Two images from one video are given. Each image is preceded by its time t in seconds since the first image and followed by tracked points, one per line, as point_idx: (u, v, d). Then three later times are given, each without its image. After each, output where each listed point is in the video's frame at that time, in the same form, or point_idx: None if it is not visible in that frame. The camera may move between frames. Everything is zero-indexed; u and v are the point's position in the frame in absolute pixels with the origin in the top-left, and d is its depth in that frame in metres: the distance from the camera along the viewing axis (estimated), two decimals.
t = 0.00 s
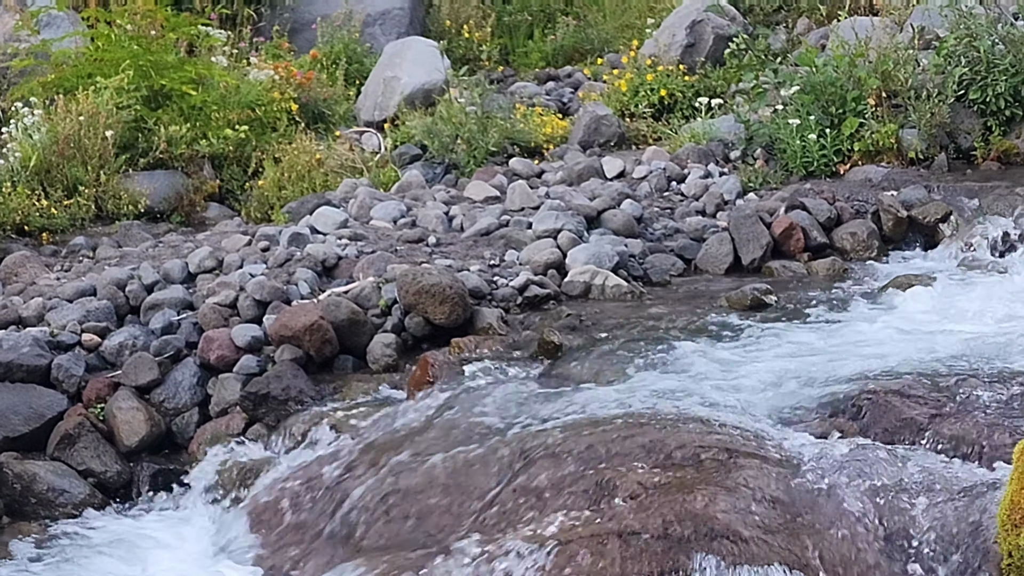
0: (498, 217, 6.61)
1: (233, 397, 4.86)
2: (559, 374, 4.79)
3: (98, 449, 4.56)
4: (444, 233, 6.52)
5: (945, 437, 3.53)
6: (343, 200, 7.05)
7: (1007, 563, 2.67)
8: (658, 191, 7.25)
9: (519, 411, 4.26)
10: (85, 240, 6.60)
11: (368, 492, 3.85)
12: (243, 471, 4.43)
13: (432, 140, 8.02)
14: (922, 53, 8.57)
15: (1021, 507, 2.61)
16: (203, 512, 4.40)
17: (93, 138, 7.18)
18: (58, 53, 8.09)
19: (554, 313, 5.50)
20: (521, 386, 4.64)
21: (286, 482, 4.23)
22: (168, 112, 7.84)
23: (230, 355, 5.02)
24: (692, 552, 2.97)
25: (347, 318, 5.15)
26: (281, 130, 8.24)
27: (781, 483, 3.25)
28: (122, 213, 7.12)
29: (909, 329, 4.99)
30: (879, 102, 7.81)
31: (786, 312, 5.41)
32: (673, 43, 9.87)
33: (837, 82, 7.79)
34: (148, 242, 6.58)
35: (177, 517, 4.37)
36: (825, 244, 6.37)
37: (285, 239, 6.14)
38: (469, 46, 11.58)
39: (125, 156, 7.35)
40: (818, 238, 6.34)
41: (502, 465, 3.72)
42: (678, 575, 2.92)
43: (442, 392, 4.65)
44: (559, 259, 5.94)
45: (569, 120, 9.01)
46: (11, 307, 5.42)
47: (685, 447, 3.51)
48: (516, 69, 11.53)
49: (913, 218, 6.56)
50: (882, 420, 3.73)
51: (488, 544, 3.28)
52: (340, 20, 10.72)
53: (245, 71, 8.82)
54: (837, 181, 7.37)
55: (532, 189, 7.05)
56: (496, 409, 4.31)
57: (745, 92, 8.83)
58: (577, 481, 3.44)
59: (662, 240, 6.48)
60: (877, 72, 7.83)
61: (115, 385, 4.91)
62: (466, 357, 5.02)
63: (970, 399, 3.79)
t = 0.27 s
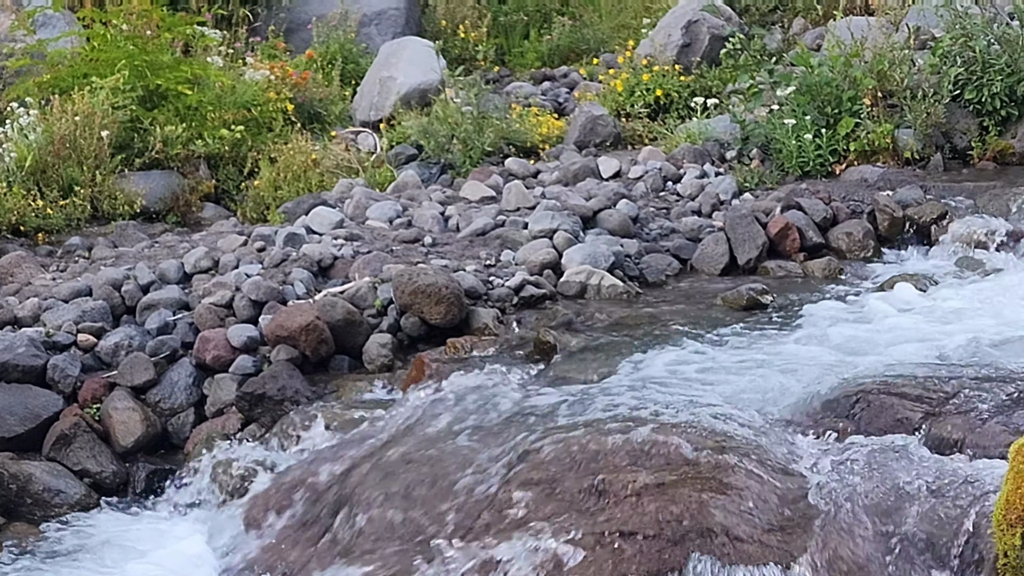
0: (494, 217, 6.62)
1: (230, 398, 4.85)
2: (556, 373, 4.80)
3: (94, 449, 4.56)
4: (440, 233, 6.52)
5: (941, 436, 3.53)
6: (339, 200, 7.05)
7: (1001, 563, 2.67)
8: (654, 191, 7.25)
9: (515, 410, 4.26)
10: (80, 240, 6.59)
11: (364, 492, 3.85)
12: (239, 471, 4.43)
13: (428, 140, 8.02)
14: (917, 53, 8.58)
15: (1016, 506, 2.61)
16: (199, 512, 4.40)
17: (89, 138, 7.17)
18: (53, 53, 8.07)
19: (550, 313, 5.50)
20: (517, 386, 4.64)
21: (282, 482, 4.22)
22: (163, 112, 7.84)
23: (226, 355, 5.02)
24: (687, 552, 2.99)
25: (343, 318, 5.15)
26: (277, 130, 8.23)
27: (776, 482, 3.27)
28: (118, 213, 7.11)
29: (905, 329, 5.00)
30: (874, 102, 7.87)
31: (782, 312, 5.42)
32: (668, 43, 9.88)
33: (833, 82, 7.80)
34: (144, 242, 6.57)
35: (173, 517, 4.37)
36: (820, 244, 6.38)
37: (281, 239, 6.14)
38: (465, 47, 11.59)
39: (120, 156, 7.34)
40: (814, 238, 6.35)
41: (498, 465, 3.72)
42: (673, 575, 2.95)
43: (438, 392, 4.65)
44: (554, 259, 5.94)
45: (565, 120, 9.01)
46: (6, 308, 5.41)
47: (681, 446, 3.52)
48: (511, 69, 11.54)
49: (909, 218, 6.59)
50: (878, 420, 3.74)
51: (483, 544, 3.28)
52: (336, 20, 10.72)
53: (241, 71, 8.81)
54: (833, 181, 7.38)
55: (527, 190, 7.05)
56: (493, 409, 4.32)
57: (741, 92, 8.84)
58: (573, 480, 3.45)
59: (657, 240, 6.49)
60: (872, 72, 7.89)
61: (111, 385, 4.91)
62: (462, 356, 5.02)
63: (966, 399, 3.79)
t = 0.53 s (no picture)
0: (489, 217, 6.62)
1: (224, 398, 4.85)
2: (550, 374, 4.80)
3: (89, 449, 4.56)
4: (435, 233, 6.52)
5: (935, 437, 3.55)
6: (334, 201, 7.05)
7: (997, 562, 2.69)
8: (649, 191, 7.26)
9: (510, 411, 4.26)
10: (75, 240, 6.59)
11: (359, 492, 3.85)
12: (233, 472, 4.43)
13: (423, 140, 8.02)
14: (911, 53, 8.60)
15: (1010, 507, 2.62)
16: (194, 512, 4.39)
17: (83, 139, 7.16)
18: (48, 54, 8.07)
19: (545, 313, 5.50)
20: (512, 386, 4.65)
21: (276, 482, 4.22)
22: (158, 112, 7.83)
23: (221, 356, 5.02)
24: (682, 552, 3.01)
25: (338, 318, 5.15)
26: (272, 131, 8.23)
27: (770, 482, 3.28)
28: (113, 213, 7.11)
29: (899, 329, 5.01)
30: (868, 102, 7.86)
31: (777, 312, 5.43)
32: (663, 44, 9.89)
33: (827, 82, 7.84)
34: (138, 242, 6.57)
35: (167, 517, 4.37)
36: (815, 245, 6.39)
37: (276, 239, 6.13)
38: (460, 47, 11.59)
39: (115, 157, 7.34)
40: (808, 239, 6.36)
41: (491, 465, 3.72)
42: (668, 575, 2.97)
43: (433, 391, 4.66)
44: (549, 260, 5.95)
45: (560, 121, 9.02)
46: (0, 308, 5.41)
47: (676, 447, 3.53)
48: (506, 70, 11.57)
49: (904, 218, 6.58)
50: (873, 420, 3.75)
51: (477, 545, 3.28)
52: (330, 20, 10.72)
53: (235, 72, 8.80)
54: (827, 181, 7.40)
55: (522, 190, 7.06)
56: (488, 409, 4.32)
57: (735, 92, 8.86)
58: (568, 480, 3.46)
59: (652, 240, 6.50)
60: (866, 73, 7.85)
61: (105, 386, 4.90)
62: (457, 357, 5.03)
63: (961, 398, 3.80)
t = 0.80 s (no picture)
0: (481, 219, 6.63)
1: (216, 400, 4.85)
2: (543, 376, 4.81)
3: (81, 451, 4.55)
4: (427, 235, 6.53)
5: (926, 438, 3.56)
6: (326, 202, 7.05)
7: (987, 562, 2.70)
8: (641, 193, 7.28)
9: (503, 412, 4.27)
10: (67, 242, 6.57)
11: (351, 494, 3.86)
12: (225, 474, 4.43)
13: (415, 142, 8.02)
14: (903, 55, 8.63)
15: (1001, 509, 2.64)
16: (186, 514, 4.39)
17: (76, 140, 7.13)
18: (40, 54, 8.03)
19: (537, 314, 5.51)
20: (504, 388, 4.66)
21: (268, 484, 4.22)
22: (150, 114, 7.83)
23: (213, 357, 5.02)
24: (674, 554, 3.01)
25: (330, 320, 5.15)
26: (264, 132, 8.22)
27: (762, 484, 3.29)
28: (105, 215, 7.10)
29: (890, 330, 5.04)
30: (861, 104, 7.91)
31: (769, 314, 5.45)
32: (655, 45, 9.92)
33: (818, 84, 7.87)
34: (130, 244, 6.56)
35: (159, 519, 4.36)
36: (807, 246, 6.41)
37: (268, 241, 6.13)
38: (452, 48, 11.61)
39: (107, 158, 7.32)
40: (800, 240, 6.38)
41: (483, 467, 3.73)
42: None
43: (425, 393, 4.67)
44: (541, 261, 5.96)
45: (552, 122, 9.04)
46: None
47: (667, 448, 3.54)
48: (498, 71, 11.65)
49: (895, 220, 6.59)
50: (865, 422, 3.76)
51: (470, 546, 3.29)
52: (323, 22, 10.72)
53: (227, 73, 8.79)
54: (819, 183, 7.42)
55: (514, 192, 7.07)
56: (480, 411, 4.33)
57: (727, 94, 8.88)
58: (560, 482, 3.47)
59: (644, 242, 6.51)
60: (859, 75, 7.90)
61: (97, 388, 4.90)
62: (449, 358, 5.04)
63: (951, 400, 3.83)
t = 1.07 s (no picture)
0: (472, 221, 6.64)
1: (207, 402, 4.85)
2: (534, 378, 4.82)
3: (71, 453, 4.54)
4: (418, 237, 6.53)
5: (916, 442, 3.58)
6: (317, 204, 7.05)
7: (976, 564, 2.72)
8: (632, 195, 7.30)
9: (494, 414, 4.28)
10: (58, 243, 6.56)
11: (342, 496, 3.85)
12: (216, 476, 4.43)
13: (406, 144, 8.03)
14: (894, 57, 8.65)
15: (991, 511, 2.66)
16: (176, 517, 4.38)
17: (66, 142, 7.13)
18: (31, 57, 8.05)
19: (528, 316, 5.51)
20: (496, 391, 4.66)
21: (260, 486, 4.22)
22: (141, 116, 7.81)
23: (204, 359, 5.02)
24: (665, 557, 3.02)
25: (321, 322, 5.15)
26: (255, 134, 8.22)
27: (753, 486, 3.30)
28: (96, 217, 7.08)
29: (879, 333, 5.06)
30: (851, 106, 7.89)
31: (759, 316, 5.47)
32: (646, 48, 9.95)
33: (810, 86, 7.90)
34: (121, 246, 6.55)
35: (149, 521, 4.36)
36: (798, 249, 6.43)
37: (259, 243, 6.13)
38: (444, 51, 11.62)
39: (98, 160, 7.31)
40: (791, 242, 6.40)
41: (475, 469, 3.74)
42: None
43: (416, 396, 4.67)
44: (532, 264, 5.97)
45: (543, 124, 9.05)
46: None
47: (657, 451, 3.55)
48: (489, 73, 11.69)
49: (886, 223, 6.63)
50: (855, 425, 3.78)
51: (462, 548, 3.29)
52: (314, 24, 10.72)
53: (219, 75, 8.78)
54: (810, 185, 7.46)
55: (505, 194, 7.08)
56: (471, 413, 4.34)
57: (718, 96, 8.90)
58: (551, 485, 3.47)
59: (635, 244, 6.53)
60: (850, 77, 7.95)
61: (88, 390, 4.89)
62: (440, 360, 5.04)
63: (942, 403, 3.85)
